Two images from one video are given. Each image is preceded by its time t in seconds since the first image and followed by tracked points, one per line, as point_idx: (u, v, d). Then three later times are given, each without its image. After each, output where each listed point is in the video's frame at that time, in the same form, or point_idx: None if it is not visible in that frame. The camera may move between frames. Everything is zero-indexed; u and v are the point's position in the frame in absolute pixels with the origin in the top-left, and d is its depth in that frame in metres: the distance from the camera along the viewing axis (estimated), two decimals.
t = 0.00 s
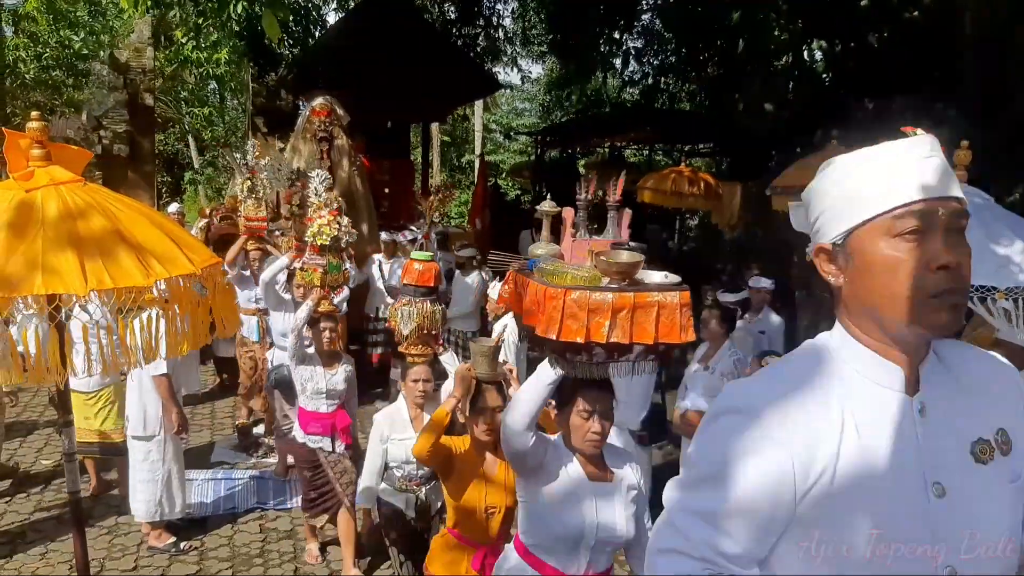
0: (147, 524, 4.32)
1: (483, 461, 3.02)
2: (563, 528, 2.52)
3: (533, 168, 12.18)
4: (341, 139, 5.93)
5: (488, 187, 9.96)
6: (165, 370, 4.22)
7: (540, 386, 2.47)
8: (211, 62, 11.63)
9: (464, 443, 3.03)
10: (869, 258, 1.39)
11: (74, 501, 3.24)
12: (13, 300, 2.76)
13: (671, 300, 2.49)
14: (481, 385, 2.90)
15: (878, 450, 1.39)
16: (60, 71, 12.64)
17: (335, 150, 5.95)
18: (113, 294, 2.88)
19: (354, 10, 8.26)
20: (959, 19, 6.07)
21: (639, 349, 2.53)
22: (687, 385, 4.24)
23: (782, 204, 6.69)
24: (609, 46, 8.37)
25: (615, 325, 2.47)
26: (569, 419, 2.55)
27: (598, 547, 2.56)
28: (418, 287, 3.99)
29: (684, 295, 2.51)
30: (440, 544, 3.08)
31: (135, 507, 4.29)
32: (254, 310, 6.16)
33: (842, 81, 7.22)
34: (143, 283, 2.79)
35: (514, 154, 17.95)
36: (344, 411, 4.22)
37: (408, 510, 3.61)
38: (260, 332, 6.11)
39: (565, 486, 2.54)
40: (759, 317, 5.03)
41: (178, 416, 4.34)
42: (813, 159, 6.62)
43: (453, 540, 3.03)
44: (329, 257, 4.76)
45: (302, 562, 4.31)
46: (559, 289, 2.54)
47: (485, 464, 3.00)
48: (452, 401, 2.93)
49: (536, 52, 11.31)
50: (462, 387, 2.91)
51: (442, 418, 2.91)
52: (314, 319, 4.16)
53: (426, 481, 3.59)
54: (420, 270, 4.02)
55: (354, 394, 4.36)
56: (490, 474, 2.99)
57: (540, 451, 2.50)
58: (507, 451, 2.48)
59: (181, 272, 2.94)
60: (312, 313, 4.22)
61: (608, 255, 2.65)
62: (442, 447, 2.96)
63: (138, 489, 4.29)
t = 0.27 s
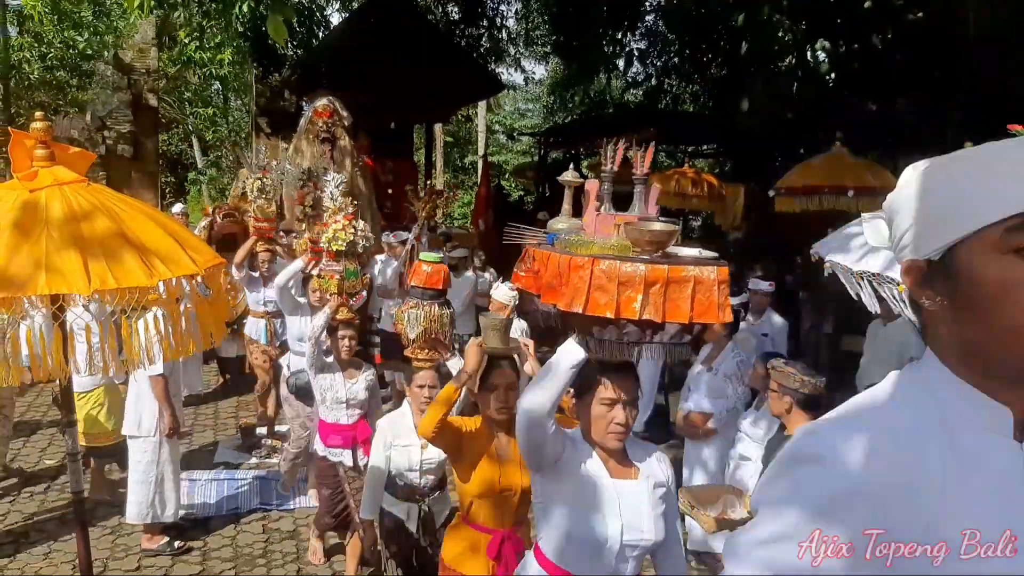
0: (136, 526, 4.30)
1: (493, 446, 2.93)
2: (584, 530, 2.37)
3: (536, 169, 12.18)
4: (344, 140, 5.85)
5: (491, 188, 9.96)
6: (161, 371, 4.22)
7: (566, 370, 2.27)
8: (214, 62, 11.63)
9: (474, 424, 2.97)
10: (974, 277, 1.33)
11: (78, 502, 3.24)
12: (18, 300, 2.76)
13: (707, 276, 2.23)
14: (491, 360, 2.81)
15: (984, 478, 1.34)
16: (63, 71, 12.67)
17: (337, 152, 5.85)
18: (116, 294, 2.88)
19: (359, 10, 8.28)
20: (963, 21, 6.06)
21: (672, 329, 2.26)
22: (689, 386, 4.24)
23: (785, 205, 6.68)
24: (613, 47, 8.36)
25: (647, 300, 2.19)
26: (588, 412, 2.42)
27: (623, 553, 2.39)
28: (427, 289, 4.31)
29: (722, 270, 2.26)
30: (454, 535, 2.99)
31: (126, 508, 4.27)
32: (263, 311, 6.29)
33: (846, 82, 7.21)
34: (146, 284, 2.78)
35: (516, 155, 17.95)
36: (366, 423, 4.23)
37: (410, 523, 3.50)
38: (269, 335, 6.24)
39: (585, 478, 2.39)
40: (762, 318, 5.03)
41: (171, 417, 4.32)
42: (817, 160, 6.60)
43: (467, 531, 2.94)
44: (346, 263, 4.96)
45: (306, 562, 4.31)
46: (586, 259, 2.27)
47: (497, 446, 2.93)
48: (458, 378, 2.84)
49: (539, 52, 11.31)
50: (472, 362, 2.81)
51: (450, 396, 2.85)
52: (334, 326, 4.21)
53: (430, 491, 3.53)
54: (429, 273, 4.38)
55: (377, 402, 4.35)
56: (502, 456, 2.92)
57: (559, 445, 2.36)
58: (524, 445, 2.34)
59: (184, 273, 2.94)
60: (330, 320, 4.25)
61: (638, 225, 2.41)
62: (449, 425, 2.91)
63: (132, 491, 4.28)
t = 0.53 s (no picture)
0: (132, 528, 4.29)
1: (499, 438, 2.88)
2: (610, 533, 2.34)
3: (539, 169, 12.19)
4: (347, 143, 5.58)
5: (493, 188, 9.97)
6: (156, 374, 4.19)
7: (592, 365, 2.21)
8: (217, 62, 11.65)
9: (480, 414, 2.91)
10: None
11: (79, 501, 3.24)
12: (19, 299, 2.76)
13: (753, 263, 2.12)
14: (502, 348, 2.75)
15: None
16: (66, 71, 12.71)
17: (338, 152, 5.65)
18: (119, 293, 2.89)
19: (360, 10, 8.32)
20: (966, 20, 6.05)
21: (714, 321, 2.17)
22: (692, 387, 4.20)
23: (788, 205, 6.68)
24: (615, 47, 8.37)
25: (690, 289, 2.10)
26: (615, 413, 2.36)
27: (653, 557, 2.36)
28: (434, 295, 3.88)
29: (768, 257, 2.14)
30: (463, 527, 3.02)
31: (126, 510, 4.28)
32: (270, 318, 6.17)
33: (848, 82, 7.20)
34: (147, 283, 2.79)
35: (519, 155, 17.96)
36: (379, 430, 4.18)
37: (412, 532, 3.60)
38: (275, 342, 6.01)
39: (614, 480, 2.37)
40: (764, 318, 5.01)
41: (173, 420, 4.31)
42: (820, 159, 6.59)
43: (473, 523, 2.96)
44: (362, 265, 5.17)
45: (307, 562, 4.32)
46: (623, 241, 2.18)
47: (508, 436, 2.89)
48: (471, 366, 2.76)
49: (542, 52, 11.30)
50: (484, 352, 2.75)
51: (458, 386, 2.72)
52: (348, 330, 4.16)
53: (433, 503, 3.56)
54: (436, 277, 3.92)
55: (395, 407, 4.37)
56: (513, 448, 2.87)
57: (580, 447, 2.32)
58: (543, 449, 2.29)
59: (185, 272, 2.95)
60: (346, 326, 4.19)
61: (680, 205, 2.33)
62: (457, 413, 2.82)
63: (135, 494, 4.28)
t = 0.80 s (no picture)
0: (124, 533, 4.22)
1: (515, 454, 2.85)
2: (657, 541, 2.35)
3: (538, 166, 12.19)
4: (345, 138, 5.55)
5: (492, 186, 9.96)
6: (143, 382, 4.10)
7: (632, 370, 2.27)
8: (215, 59, 11.64)
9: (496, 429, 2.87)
10: None
11: (78, 498, 3.24)
12: (16, 296, 2.76)
13: (807, 252, 2.13)
14: (519, 362, 2.70)
15: None
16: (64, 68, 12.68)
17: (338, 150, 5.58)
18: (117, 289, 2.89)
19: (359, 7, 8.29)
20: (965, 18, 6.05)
21: (762, 315, 2.21)
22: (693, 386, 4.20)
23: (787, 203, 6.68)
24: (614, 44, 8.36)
25: (741, 282, 2.09)
26: (659, 417, 2.38)
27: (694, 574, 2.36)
28: (443, 304, 3.42)
29: (824, 245, 2.17)
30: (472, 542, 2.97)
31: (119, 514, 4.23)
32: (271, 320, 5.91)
33: (847, 80, 7.20)
34: (146, 280, 2.79)
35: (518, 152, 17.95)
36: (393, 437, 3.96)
37: (415, 547, 3.51)
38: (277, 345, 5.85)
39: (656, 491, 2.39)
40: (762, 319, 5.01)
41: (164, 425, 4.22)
42: (820, 157, 6.58)
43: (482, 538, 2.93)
44: (374, 268, 4.97)
45: (306, 558, 4.32)
46: (672, 232, 2.18)
47: (521, 453, 2.86)
48: (488, 380, 2.67)
49: (541, 50, 11.29)
50: (498, 367, 2.67)
51: (472, 404, 2.67)
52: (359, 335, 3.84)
53: (435, 520, 3.50)
54: (445, 283, 3.41)
55: (406, 414, 4.07)
56: (526, 466, 2.85)
57: (619, 455, 2.35)
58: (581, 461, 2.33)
59: (183, 269, 2.94)
60: (355, 330, 3.88)
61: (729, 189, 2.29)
62: (473, 432, 2.77)
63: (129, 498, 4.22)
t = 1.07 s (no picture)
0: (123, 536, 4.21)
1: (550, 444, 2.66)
2: (704, 526, 2.20)
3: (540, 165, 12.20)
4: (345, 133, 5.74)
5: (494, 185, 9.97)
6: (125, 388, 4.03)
7: (684, 332, 2.02)
8: (218, 59, 11.66)
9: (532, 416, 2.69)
10: None
11: (82, 499, 3.25)
12: (21, 296, 2.77)
13: (878, 207, 2.42)
14: (554, 340, 2.55)
15: None
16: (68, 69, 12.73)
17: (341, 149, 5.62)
18: (121, 289, 2.90)
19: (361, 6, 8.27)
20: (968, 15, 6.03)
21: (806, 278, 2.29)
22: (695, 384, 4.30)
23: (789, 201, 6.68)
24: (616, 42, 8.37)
25: (810, 239, 2.36)
26: (709, 394, 2.21)
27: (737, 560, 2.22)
28: (457, 309, 3.65)
29: (899, 200, 2.43)
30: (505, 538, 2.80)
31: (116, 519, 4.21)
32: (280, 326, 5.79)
33: (850, 77, 7.19)
34: (149, 279, 2.80)
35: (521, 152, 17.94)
36: (407, 441, 3.94)
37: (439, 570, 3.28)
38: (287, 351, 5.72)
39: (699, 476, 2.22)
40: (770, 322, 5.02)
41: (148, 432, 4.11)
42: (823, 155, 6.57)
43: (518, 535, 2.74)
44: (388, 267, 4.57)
45: (309, 558, 4.33)
46: (739, 190, 2.46)
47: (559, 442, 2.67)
48: (520, 362, 2.55)
49: (544, 48, 11.29)
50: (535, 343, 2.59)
51: (503, 384, 2.53)
52: (372, 336, 3.86)
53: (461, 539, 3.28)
54: (458, 290, 3.69)
55: (419, 419, 4.07)
56: (564, 455, 2.67)
57: (664, 435, 2.15)
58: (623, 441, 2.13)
59: (186, 268, 2.95)
60: (371, 331, 3.88)
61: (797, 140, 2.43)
62: (505, 416, 2.62)
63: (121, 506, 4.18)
